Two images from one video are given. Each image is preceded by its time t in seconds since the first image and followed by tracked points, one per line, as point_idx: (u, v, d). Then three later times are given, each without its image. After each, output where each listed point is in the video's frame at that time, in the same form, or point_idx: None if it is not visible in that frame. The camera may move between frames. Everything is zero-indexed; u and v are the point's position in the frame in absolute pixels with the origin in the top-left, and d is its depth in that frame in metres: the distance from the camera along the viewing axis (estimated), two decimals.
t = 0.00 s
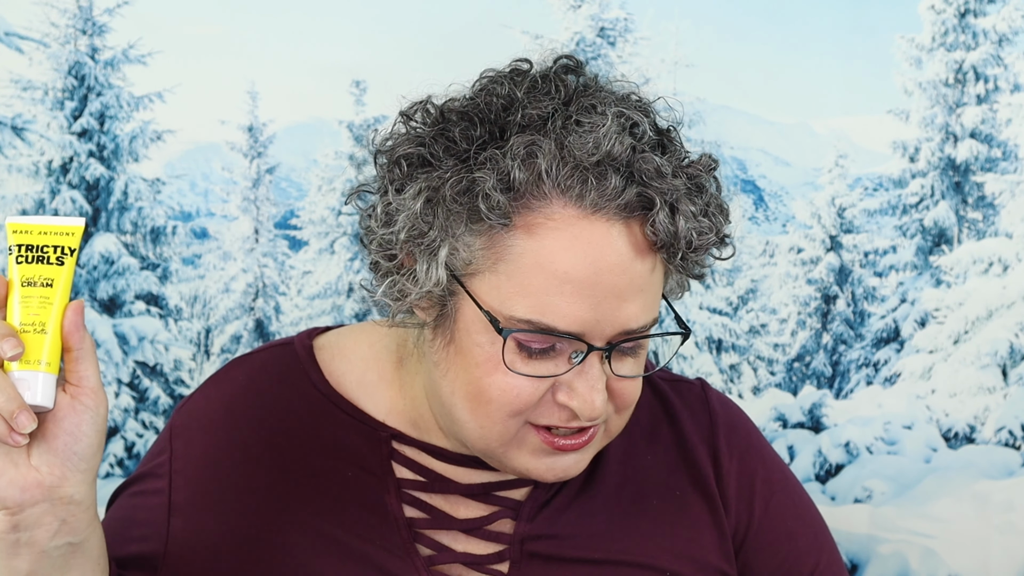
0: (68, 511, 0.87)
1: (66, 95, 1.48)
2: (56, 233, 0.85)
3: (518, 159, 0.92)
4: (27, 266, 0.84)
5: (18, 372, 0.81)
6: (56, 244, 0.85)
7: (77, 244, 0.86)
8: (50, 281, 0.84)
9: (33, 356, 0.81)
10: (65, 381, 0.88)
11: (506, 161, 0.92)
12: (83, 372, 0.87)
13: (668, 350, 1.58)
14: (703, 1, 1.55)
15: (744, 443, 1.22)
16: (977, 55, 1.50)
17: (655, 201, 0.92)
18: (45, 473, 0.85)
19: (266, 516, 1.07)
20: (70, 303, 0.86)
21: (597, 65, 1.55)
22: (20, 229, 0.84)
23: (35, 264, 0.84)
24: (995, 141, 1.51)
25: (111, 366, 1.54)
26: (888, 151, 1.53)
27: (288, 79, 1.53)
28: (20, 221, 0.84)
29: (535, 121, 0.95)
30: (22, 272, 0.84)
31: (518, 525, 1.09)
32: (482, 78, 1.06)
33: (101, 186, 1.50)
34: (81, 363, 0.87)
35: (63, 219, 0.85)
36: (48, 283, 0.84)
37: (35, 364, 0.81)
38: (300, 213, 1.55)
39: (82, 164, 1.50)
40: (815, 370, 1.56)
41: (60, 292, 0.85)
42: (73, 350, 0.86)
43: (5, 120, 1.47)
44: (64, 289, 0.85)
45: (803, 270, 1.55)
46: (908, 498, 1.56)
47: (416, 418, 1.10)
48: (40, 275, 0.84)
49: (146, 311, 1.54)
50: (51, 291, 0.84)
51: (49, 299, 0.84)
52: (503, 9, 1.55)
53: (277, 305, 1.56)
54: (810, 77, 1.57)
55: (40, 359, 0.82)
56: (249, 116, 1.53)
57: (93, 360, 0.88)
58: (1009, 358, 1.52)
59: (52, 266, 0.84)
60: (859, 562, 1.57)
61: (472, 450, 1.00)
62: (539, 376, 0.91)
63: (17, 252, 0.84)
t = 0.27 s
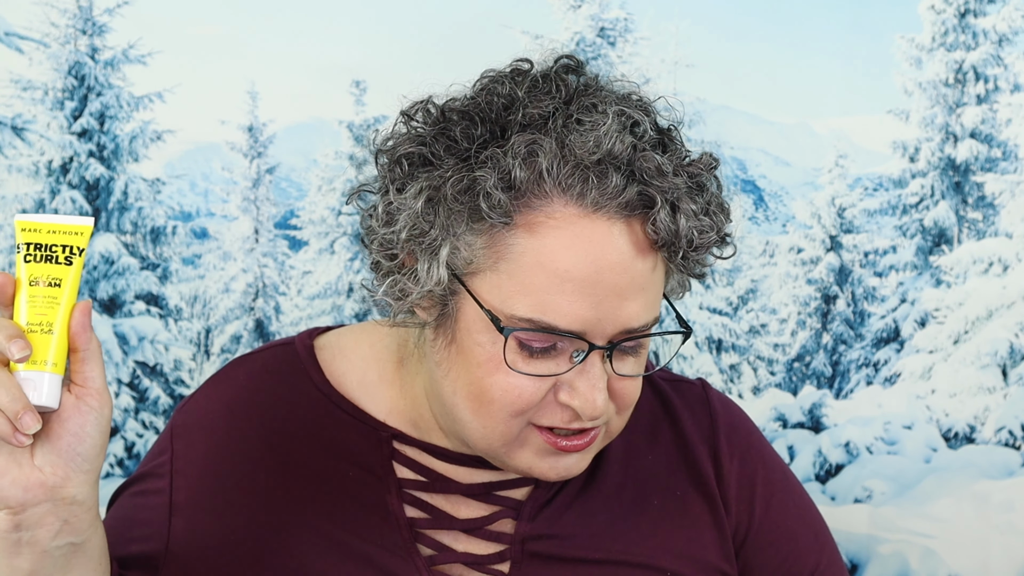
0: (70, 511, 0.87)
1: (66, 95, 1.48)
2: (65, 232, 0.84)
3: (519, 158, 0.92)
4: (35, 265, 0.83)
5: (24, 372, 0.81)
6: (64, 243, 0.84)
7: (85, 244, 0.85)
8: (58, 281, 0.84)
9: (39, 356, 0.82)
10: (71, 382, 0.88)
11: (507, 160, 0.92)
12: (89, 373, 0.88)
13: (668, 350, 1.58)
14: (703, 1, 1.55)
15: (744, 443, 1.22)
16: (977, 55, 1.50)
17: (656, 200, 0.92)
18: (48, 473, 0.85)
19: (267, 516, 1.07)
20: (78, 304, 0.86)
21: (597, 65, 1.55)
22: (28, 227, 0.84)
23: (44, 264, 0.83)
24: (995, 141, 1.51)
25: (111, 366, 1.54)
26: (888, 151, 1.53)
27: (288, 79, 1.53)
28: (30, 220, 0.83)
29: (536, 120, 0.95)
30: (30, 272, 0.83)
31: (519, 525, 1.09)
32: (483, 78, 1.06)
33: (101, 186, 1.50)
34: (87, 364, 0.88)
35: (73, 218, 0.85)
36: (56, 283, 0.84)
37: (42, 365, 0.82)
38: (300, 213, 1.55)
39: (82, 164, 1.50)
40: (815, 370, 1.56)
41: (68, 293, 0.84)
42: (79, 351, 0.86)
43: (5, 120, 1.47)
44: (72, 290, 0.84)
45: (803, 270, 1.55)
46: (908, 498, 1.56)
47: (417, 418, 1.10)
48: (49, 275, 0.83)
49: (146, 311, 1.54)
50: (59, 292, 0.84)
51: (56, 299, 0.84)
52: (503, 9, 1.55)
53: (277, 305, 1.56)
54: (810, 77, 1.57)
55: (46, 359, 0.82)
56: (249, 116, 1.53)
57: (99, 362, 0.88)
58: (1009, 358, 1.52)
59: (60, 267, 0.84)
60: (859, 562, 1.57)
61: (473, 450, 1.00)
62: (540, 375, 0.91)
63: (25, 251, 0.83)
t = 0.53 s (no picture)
0: (69, 511, 0.87)
1: (66, 95, 1.48)
2: (70, 232, 0.85)
3: (517, 157, 0.92)
4: (39, 265, 0.83)
5: (26, 370, 0.81)
6: (68, 243, 0.84)
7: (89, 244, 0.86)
8: (61, 281, 0.84)
9: (41, 355, 0.82)
10: (72, 382, 0.88)
11: (505, 159, 0.92)
12: (90, 374, 0.87)
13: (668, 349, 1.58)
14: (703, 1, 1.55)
15: (744, 442, 1.22)
16: (977, 55, 1.50)
17: (655, 198, 0.92)
18: (47, 473, 0.85)
19: (267, 516, 1.07)
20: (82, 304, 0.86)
21: (597, 65, 1.55)
22: (33, 227, 0.84)
23: (47, 263, 0.84)
24: (995, 141, 1.51)
25: (112, 366, 1.54)
26: (888, 151, 1.53)
27: (288, 79, 1.53)
28: (34, 220, 0.84)
29: (535, 119, 0.95)
30: (34, 271, 0.84)
31: (518, 524, 1.09)
32: (481, 77, 1.06)
33: (101, 186, 1.50)
34: (87, 365, 0.87)
35: (78, 218, 0.85)
36: (59, 283, 0.84)
37: (43, 364, 0.81)
38: (300, 213, 1.55)
39: (82, 164, 1.50)
40: (815, 370, 1.56)
41: (71, 292, 0.84)
42: (80, 351, 0.86)
43: (5, 120, 1.47)
44: (75, 290, 0.84)
45: (803, 270, 1.55)
46: (908, 498, 1.56)
47: (416, 418, 1.10)
48: (52, 274, 0.84)
49: (146, 311, 1.54)
50: (62, 291, 0.84)
51: (59, 298, 0.83)
52: (504, 9, 1.55)
53: (277, 305, 1.56)
54: (810, 76, 1.57)
55: (48, 358, 0.82)
56: (249, 116, 1.53)
57: (100, 362, 0.88)
58: (1009, 358, 1.52)
59: (63, 266, 0.84)
60: (859, 562, 1.57)
61: (472, 449, 1.00)
62: (539, 374, 0.91)
63: (29, 251, 0.84)
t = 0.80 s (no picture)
0: (70, 513, 0.87)
1: (66, 95, 1.48)
2: (76, 233, 0.84)
3: (515, 158, 0.92)
4: (44, 267, 0.83)
5: (30, 374, 0.81)
6: (74, 245, 0.84)
7: (95, 245, 0.85)
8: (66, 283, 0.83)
9: (46, 359, 0.82)
10: (75, 385, 0.87)
11: (503, 160, 0.92)
12: (93, 377, 0.87)
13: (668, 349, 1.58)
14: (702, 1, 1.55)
15: (744, 442, 1.21)
16: (977, 55, 1.50)
17: (652, 199, 0.92)
18: (49, 476, 0.85)
19: (267, 516, 1.07)
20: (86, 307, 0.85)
21: (597, 65, 1.55)
22: (39, 227, 0.83)
23: (52, 265, 0.83)
24: (995, 140, 1.51)
25: (111, 366, 1.54)
26: (888, 151, 1.53)
27: (288, 79, 1.53)
28: (41, 219, 0.83)
29: (533, 120, 0.95)
30: (39, 272, 0.83)
31: (517, 524, 1.09)
32: (479, 77, 1.06)
33: (101, 187, 1.50)
34: (92, 368, 0.87)
35: (84, 219, 0.84)
36: (64, 285, 0.83)
37: (47, 367, 0.81)
38: (300, 213, 1.55)
39: (82, 164, 1.50)
40: (815, 370, 1.56)
41: (76, 295, 0.84)
42: (84, 354, 0.86)
43: (6, 120, 1.47)
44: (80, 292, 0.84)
45: (803, 270, 1.55)
46: (908, 498, 1.56)
47: (415, 418, 1.10)
48: (58, 276, 0.83)
49: (146, 311, 1.54)
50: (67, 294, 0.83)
51: (63, 302, 0.83)
52: (504, 9, 1.55)
53: (277, 305, 1.56)
54: (810, 76, 1.57)
55: (51, 362, 0.82)
56: (249, 116, 1.53)
57: (104, 365, 0.88)
58: (1010, 358, 1.52)
59: (69, 268, 0.83)
60: (860, 562, 1.57)
61: (471, 449, 1.00)
62: (537, 374, 0.91)
63: (35, 251, 0.83)
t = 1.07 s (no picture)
0: (71, 512, 0.87)
1: (66, 95, 1.48)
2: (79, 234, 0.84)
3: (516, 155, 0.92)
4: (47, 266, 0.83)
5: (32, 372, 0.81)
6: (77, 245, 0.84)
7: (98, 246, 0.85)
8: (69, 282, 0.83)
9: (48, 357, 0.82)
10: (76, 384, 0.87)
11: (505, 157, 0.92)
12: (95, 376, 0.87)
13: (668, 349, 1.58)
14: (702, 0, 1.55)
15: (744, 442, 1.22)
16: (977, 55, 1.50)
17: (654, 196, 0.92)
18: (50, 474, 0.85)
19: (267, 515, 1.07)
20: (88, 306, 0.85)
21: (597, 65, 1.55)
22: (42, 228, 0.84)
23: (55, 264, 0.83)
24: (995, 141, 1.51)
25: (111, 366, 1.54)
26: (888, 151, 1.53)
27: (288, 79, 1.53)
28: (44, 220, 0.84)
29: (534, 117, 0.95)
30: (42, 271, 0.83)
31: (518, 524, 1.09)
32: (481, 75, 1.06)
33: (101, 186, 1.50)
34: (92, 367, 0.87)
35: (87, 220, 0.85)
36: (67, 284, 0.83)
37: (49, 365, 0.81)
38: (300, 213, 1.55)
39: (82, 165, 1.50)
40: (815, 370, 1.56)
41: (78, 294, 0.84)
42: (85, 353, 0.86)
43: (5, 120, 1.47)
44: (83, 292, 0.84)
45: (803, 270, 1.55)
46: (908, 498, 1.56)
47: (417, 417, 1.10)
48: (61, 275, 0.83)
49: (146, 311, 1.54)
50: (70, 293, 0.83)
51: (65, 300, 0.83)
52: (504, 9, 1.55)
53: (277, 305, 1.56)
54: (810, 76, 1.57)
55: (53, 360, 0.82)
56: (249, 116, 1.53)
57: (105, 364, 0.88)
58: (1009, 358, 1.52)
59: (72, 267, 0.84)
60: (859, 562, 1.57)
61: (471, 448, 1.00)
62: (538, 372, 0.91)
63: (38, 251, 0.83)
